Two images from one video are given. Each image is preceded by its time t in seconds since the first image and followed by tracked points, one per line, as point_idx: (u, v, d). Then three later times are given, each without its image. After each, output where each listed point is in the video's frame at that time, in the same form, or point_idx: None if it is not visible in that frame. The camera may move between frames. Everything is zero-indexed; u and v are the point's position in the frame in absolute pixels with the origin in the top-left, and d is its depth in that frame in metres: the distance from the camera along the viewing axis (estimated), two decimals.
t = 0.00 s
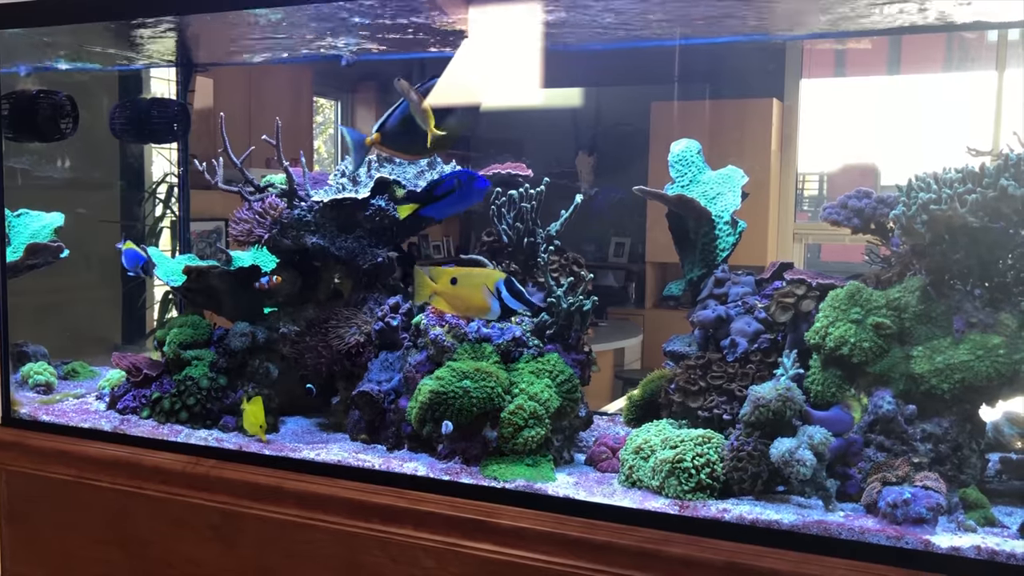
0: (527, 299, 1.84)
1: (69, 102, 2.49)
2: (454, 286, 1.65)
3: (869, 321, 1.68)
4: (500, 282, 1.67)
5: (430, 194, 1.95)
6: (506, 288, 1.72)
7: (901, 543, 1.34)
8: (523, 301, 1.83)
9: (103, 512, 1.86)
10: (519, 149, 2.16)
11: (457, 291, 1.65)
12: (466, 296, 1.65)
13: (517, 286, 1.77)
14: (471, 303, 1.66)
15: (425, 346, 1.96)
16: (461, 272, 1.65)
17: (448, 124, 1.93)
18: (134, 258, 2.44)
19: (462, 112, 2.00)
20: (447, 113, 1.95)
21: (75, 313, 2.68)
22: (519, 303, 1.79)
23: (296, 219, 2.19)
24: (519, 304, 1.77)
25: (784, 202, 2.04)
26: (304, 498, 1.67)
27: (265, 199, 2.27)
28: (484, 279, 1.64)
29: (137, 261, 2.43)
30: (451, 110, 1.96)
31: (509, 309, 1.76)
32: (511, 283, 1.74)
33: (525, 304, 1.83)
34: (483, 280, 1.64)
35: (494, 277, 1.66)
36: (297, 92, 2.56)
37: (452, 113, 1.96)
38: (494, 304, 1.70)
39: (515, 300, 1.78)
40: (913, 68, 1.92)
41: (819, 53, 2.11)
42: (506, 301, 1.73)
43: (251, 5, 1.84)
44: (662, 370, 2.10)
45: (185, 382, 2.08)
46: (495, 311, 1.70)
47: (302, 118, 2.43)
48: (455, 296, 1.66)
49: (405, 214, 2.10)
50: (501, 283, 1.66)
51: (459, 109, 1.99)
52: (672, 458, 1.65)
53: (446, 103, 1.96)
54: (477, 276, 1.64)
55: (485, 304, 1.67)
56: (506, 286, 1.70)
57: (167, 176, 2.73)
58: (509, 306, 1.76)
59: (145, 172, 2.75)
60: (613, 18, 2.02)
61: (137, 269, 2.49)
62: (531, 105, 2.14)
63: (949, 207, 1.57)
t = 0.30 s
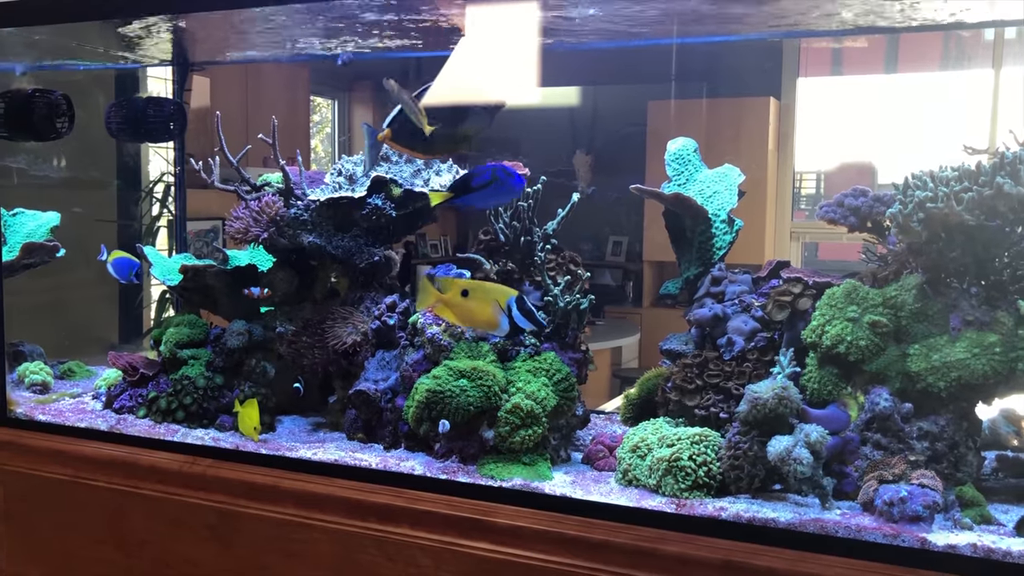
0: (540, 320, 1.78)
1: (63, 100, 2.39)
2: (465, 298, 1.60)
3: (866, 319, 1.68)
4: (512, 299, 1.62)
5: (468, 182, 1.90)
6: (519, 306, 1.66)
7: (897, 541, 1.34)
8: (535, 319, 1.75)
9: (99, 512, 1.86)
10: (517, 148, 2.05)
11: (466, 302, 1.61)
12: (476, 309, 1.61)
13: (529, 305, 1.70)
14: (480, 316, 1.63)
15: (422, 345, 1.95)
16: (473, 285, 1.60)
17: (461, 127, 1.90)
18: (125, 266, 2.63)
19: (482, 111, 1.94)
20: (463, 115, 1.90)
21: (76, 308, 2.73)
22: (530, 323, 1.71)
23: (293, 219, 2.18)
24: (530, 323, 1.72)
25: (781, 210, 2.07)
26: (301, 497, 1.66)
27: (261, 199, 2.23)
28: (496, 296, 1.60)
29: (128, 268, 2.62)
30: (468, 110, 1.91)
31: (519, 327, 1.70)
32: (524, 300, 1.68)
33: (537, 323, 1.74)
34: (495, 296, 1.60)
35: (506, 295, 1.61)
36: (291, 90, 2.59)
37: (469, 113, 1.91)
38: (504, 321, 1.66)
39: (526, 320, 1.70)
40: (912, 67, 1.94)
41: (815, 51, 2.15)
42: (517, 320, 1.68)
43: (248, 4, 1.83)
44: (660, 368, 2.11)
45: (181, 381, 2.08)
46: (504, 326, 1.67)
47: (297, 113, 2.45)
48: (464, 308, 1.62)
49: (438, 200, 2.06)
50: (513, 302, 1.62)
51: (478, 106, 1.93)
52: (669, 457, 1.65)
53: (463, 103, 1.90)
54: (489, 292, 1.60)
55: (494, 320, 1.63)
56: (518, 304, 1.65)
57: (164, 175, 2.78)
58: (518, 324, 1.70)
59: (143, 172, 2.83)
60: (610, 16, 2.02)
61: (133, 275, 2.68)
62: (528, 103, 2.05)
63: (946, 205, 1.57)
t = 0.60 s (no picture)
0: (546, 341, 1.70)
1: (56, 99, 2.37)
2: (469, 313, 1.57)
3: (858, 317, 1.67)
4: (517, 321, 1.56)
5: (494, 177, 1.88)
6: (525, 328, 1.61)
7: (890, 539, 1.35)
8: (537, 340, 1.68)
9: (92, 512, 1.86)
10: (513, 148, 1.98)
11: (470, 318, 1.57)
12: (478, 325, 1.57)
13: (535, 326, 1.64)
14: (481, 333, 1.59)
15: (416, 344, 1.95)
16: (478, 302, 1.55)
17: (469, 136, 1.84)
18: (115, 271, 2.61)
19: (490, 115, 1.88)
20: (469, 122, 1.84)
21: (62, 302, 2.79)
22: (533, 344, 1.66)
23: (286, 218, 2.18)
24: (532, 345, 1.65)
25: (776, 207, 2.04)
26: (295, 496, 1.66)
27: (255, 197, 2.25)
28: (499, 318, 1.54)
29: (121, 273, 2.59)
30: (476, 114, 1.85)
31: (519, 347, 1.66)
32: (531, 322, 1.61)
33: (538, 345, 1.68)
34: (498, 318, 1.55)
35: (510, 317, 1.55)
36: (286, 88, 2.55)
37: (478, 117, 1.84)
38: (506, 340, 1.61)
39: (527, 340, 1.64)
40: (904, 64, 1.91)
41: (810, 50, 2.09)
42: (518, 341, 1.63)
43: (242, 3, 1.83)
44: (654, 367, 2.11)
45: (175, 380, 2.08)
46: (505, 346, 1.63)
47: (290, 114, 2.42)
48: (467, 322, 1.58)
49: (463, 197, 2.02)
50: (516, 325, 1.55)
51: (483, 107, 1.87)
52: (663, 455, 1.65)
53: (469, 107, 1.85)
54: (493, 312, 1.54)
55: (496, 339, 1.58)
56: (523, 325, 1.59)
57: (158, 174, 2.74)
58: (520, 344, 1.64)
59: (137, 171, 2.79)
60: (605, 14, 2.03)
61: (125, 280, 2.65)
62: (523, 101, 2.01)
63: (938, 204, 1.58)
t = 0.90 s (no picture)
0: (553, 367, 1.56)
1: (45, 97, 2.37)
2: (469, 330, 1.48)
3: (846, 315, 1.68)
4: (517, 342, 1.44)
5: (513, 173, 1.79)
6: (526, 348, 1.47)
7: (877, 536, 1.35)
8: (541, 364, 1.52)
9: (81, 512, 1.85)
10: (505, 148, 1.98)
11: (471, 334, 1.48)
12: (477, 343, 1.48)
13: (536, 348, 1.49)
14: (481, 351, 1.49)
15: (405, 342, 1.94)
16: (480, 318, 1.46)
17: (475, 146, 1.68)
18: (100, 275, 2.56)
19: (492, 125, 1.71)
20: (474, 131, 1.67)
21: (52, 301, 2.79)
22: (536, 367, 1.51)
23: (275, 217, 2.17)
24: (535, 367, 1.50)
25: (768, 208, 2.03)
26: (285, 496, 1.66)
27: (244, 195, 2.24)
28: (498, 337, 1.44)
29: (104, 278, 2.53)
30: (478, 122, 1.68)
31: (522, 371, 1.52)
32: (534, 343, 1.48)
33: (542, 368, 1.53)
34: (498, 337, 1.44)
35: (509, 337, 1.44)
36: (277, 86, 2.59)
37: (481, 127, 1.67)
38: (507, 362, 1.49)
39: (529, 364, 1.50)
40: (897, 62, 1.94)
41: (800, 47, 2.13)
42: (519, 363, 1.48)
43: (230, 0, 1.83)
44: (643, 365, 2.12)
45: (163, 380, 2.06)
46: (507, 367, 1.50)
47: (280, 112, 2.43)
48: (468, 339, 1.49)
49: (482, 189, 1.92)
50: (517, 346, 1.43)
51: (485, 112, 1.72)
52: (652, 453, 1.65)
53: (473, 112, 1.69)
54: (492, 330, 1.44)
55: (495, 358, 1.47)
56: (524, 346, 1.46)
57: (149, 173, 2.75)
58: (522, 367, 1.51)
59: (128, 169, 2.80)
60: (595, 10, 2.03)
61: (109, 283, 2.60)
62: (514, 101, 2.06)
63: (925, 201, 1.58)
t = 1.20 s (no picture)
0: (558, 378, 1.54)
1: (32, 94, 2.36)
2: (472, 347, 1.49)
3: (834, 311, 1.67)
4: (520, 353, 1.43)
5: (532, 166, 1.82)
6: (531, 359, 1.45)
7: (865, 532, 1.35)
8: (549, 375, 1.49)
9: (69, 511, 1.85)
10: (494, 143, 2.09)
11: (475, 350, 1.49)
12: (481, 359, 1.48)
13: (542, 358, 1.46)
14: (484, 367, 1.49)
15: (394, 340, 1.94)
16: (481, 335, 1.47)
17: (469, 159, 1.64)
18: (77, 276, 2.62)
19: (492, 140, 1.64)
20: (473, 145, 1.62)
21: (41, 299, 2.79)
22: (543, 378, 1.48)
23: (263, 214, 2.16)
24: (542, 378, 1.48)
25: (758, 206, 2.05)
26: (273, 493, 1.66)
27: (232, 194, 2.22)
28: (501, 350, 1.43)
29: (82, 283, 2.74)
30: (478, 136, 1.62)
31: (530, 383, 1.49)
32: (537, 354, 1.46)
33: (552, 378, 1.49)
34: (500, 352, 1.44)
35: (511, 349, 1.43)
36: (267, 85, 2.56)
37: (480, 143, 1.62)
38: (513, 377, 1.47)
39: (535, 374, 1.47)
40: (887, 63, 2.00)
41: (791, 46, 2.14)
42: (526, 375, 1.46)
43: None
44: (632, 362, 2.11)
45: (152, 378, 2.06)
46: (512, 383, 1.48)
47: (273, 111, 2.45)
48: (473, 356, 1.50)
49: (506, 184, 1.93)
50: (521, 358, 1.42)
51: (487, 125, 1.64)
52: (640, 450, 1.65)
53: (475, 125, 1.61)
54: (494, 343, 1.45)
55: (501, 373, 1.46)
56: (528, 357, 1.44)
57: (139, 171, 2.71)
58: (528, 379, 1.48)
59: (118, 167, 2.77)
60: (585, 7, 2.04)
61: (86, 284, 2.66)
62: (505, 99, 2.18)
63: (911, 198, 1.58)
